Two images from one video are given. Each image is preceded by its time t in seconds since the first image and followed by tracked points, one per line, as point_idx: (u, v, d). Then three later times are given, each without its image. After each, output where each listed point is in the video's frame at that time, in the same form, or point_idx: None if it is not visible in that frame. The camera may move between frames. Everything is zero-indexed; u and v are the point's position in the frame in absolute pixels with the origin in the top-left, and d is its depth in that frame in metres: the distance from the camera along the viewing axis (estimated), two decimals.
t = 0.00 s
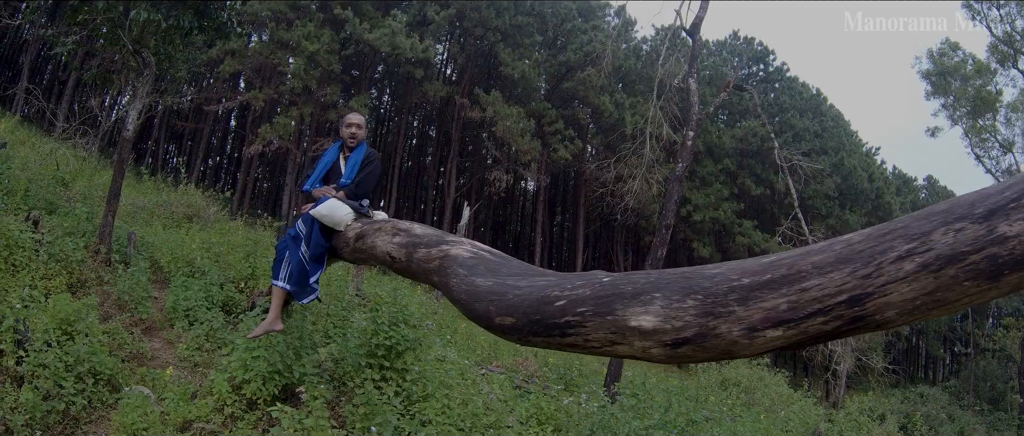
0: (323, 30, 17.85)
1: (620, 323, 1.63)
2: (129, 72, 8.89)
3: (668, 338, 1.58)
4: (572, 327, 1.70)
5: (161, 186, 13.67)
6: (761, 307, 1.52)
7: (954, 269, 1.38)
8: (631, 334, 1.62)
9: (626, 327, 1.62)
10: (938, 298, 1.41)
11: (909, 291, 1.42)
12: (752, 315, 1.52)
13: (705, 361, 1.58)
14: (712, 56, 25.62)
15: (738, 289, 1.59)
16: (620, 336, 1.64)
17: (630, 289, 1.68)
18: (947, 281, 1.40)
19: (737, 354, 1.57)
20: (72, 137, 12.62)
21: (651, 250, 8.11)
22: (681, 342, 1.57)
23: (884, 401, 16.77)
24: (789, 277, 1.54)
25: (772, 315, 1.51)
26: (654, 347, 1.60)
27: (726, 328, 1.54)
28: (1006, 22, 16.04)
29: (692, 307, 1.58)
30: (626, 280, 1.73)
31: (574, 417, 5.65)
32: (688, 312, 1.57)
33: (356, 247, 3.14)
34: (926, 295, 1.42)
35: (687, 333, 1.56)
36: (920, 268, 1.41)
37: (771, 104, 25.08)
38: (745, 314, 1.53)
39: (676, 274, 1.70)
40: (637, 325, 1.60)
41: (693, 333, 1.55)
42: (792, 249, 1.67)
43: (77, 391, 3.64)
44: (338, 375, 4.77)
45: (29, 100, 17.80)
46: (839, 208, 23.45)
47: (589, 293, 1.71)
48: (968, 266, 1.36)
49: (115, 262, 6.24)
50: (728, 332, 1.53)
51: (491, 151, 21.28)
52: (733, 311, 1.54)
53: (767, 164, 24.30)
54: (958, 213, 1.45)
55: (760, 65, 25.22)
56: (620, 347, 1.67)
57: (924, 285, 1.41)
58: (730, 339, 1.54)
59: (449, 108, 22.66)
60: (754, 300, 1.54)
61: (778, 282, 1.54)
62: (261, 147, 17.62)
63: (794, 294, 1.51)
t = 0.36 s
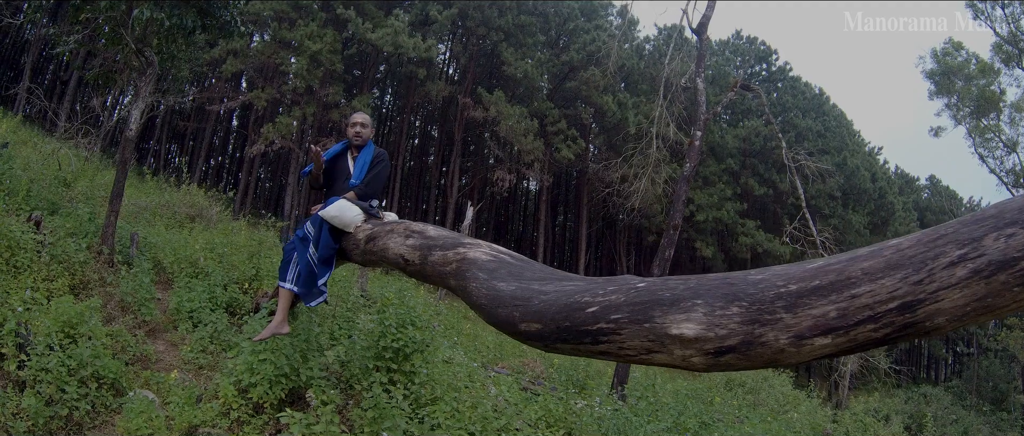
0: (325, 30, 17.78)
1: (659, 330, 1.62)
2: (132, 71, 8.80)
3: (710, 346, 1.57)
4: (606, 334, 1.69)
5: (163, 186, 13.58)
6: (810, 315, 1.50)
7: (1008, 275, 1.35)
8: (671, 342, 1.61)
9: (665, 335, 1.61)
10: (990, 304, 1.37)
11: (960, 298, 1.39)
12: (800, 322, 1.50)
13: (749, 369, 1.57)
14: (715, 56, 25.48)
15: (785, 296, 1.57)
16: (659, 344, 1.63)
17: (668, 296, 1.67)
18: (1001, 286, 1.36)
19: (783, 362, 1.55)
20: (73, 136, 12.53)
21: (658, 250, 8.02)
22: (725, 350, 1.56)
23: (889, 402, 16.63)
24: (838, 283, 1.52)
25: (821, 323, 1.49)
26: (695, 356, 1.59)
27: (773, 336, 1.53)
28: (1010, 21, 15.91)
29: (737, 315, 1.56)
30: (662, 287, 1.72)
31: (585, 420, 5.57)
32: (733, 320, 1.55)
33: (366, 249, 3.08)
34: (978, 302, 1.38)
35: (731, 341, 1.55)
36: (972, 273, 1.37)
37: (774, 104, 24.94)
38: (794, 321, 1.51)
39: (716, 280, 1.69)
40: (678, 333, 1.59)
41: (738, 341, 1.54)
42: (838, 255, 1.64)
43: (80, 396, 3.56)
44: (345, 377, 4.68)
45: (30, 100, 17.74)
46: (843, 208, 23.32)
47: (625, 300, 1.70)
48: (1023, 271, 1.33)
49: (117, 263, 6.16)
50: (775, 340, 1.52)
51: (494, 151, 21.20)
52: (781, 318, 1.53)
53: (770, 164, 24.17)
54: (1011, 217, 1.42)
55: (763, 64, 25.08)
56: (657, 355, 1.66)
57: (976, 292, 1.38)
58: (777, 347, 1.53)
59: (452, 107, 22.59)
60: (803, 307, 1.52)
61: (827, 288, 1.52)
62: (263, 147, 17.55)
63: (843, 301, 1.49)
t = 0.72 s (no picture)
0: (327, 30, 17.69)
1: (702, 339, 1.58)
2: (133, 71, 8.72)
3: (758, 356, 1.52)
4: (643, 343, 1.66)
5: (163, 186, 13.48)
6: (865, 322, 1.45)
7: None
8: (715, 351, 1.56)
9: (710, 344, 1.57)
10: None
11: (1019, 305, 1.32)
12: (854, 330, 1.45)
13: (799, 378, 1.52)
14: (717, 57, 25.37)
15: (836, 303, 1.51)
16: (702, 354, 1.59)
17: (711, 303, 1.63)
18: None
19: (834, 371, 1.50)
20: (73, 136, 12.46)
21: (665, 252, 7.92)
22: (774, 360, 1.51)
23: (893, 404, 16.52)
24: (893, 289, 1.46)
25: (876, 331, 1.44)
26: (741, 366, 1.55)
27: (825, 344, 1.47)
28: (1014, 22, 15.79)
29: (787, 322, 1.51)
30: (703, 293, 1.68)
31: (594, 425, 5.48)
32: (783, 328, 1.50)
33: (375, 251, 2.98)
34: None
35: (780, 351, 1.50)
36: None
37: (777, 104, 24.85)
38: (848, 329, 1.46)
39: (762, 286, 1.64)
40: (724, 342, 1.55)
41: (788, 350, 1.49)
42: (890, 259, 1.58)
43: (81, 402, 3.48)
44: (351, 381, 4.59)
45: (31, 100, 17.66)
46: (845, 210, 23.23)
47: (663, 307, 1.67)
48: None
49: (118, 264, 6.07)
50: (828, 349, 1.46)
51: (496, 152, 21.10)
52: (834, 326, 1.47)
53: (773, 165, 24.08)
54: None
55: (765, 65, 24.97)
56: (699, 364, 1.62)
57: None
58: (829, 356, 1.47)
59: (454, 108, 22.50)
60: (857, 315, 1.46)
61: (880, 295, 1.46)
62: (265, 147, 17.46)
63: (899, 308, 1.43)
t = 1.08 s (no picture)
0: (326, 29, 17.54)
1: (761, 344, 1.57)
2: (132, 70, 8.60)
3: (823, 361, 1.52)
4: (692, 348, 1.64)
5: (161, 186, 13.33)
6: (934, 324, 1.46)
7: None
8: (776, 357, 1.56)
9: (771, 350, 1.56)
10: None
11: None
12: (925, 333, 1.46)
13: (866, 382, 1.53)
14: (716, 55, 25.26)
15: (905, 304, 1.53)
16: (760, 360, 1.58)
17: (769, 306, 1.62)
18: None
19: (901, 374, 1.52)
20: (70, 136, 12.31)
21: (672, 250, 7.82)
22: (838, 365, 1.52)
23: (895, 402, 16.45)
24: (962, 290, 1.47)
25: (946, 333, 1.45)
26: (803, 371, 1.55)
27: (894, 347, 1.49)
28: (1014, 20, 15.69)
29: (853, 326, 1.52)
30: (757, 295, 1.68)
31: (604, 426, 5.40)
32: (849, 332, 1.51)
33: (385, 252, 2.88)
34: None
35: (847, 355, 1.51)
36: None
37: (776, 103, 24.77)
38: (917, 332, 1.47)
39: (821, 288, 1.65)
40: (786, 348, 1.54)
41: (855, 354, 1.50)
42: (953, 259, 1.60)
43: (79, 410, 3.36)
44: (357, 384, 4.46)
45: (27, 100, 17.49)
46: (844, 208, 23.18)
47: (715, 311, 1.65)
48: None
49: (117, 265, 5.95)
50: (897, 352, 1.48)
51: (495, 151, 20.97)
52: (903, 329, 1.49)
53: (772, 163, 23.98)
54: None
55: (764, 63, 24.88)
56: (757, 370, 1.61)
57: None
58: (897, 359, 1.49)
59: (453, 106, 22.39)
60: (926, 316, 1.48)
61: (949, 297, 1.47)
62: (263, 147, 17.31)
63: (969, 309, 1.44)
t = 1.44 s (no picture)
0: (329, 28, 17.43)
1: (824, 358, 1.58)
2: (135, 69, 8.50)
3: (886, 375, 1.54)
4: (745, 361, 1.65)
5: (164, 186, 13.25)
6: (1000, 336, 1.48)
7: None
8: (837, 371, 1.57)
9: (831, 363, 1.57)
10: None
11: None
12: (991, 345, 1.48)
13: (926, 394, 1.56)
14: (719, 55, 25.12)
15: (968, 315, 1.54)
16: (820, 374, 1.60)
17: (827, 318, 1.63)
18: None
19: (964, 386, 1.54)
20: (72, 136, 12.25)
21: (682, 251, 7.71)
22: (902, 378, 1.54)
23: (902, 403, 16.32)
24: None
25: (1012, 345, 1.47)
26: (863, 385, 1.57)
27: (959, 360, 1.51)
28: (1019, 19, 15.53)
29: (917, 338, 1.54)
30: (813, 307, 1.69)
31: (618, 430, 5.33)
32: (913, 344, 1.53)
33: (400, 256, 2.85)
34: None
35: (911, 368, 1.52)
36: None
37: (779, 102, 24.62)
38: (982, 344, 1.49)
39: (880, 298, 1.65)
40: (848, 362, 1.56)
41: (918, 368, 1.52)
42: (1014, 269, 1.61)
43: (83, 417, 3.26)
44: (366, 388, 4.36)
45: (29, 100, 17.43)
46: (849, 208, 23.05)
47: (769, 323, 1.66)
48: None
49: (119, 266, 5.87)
50: (962, 365, 1.50)
51: (499, 150, 20.87)
52: (968, 341, 1.50)
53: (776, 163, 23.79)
54: None
55: (768, 63, 24.72)
56: (815, 383, 1.63)
57: None
58: (962, 372, 1.51)
59: (456, 106, 22.28)
60: (991, 329, 1.49)
61: (1015, 308, 1.48)
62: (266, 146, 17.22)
63: None
